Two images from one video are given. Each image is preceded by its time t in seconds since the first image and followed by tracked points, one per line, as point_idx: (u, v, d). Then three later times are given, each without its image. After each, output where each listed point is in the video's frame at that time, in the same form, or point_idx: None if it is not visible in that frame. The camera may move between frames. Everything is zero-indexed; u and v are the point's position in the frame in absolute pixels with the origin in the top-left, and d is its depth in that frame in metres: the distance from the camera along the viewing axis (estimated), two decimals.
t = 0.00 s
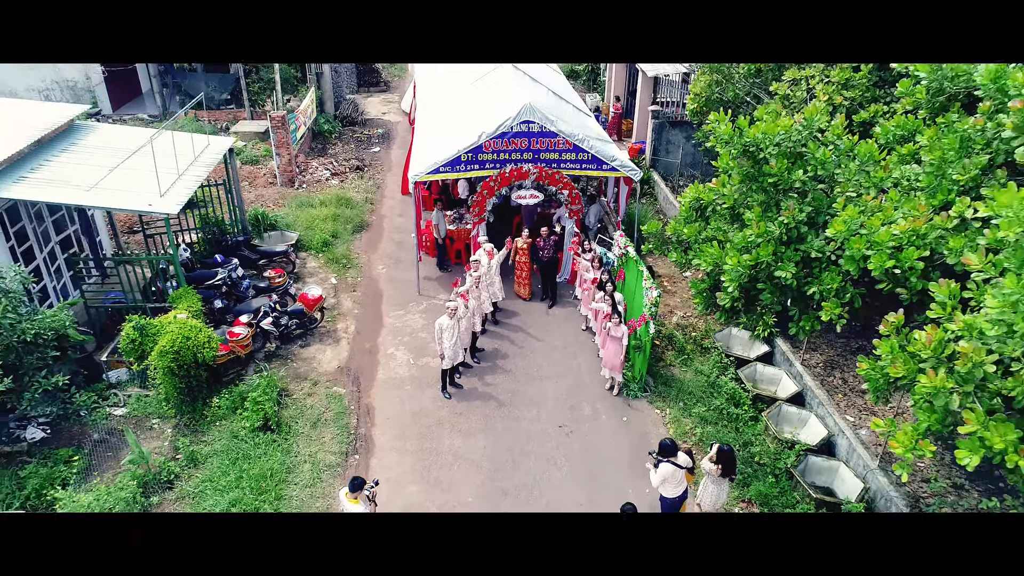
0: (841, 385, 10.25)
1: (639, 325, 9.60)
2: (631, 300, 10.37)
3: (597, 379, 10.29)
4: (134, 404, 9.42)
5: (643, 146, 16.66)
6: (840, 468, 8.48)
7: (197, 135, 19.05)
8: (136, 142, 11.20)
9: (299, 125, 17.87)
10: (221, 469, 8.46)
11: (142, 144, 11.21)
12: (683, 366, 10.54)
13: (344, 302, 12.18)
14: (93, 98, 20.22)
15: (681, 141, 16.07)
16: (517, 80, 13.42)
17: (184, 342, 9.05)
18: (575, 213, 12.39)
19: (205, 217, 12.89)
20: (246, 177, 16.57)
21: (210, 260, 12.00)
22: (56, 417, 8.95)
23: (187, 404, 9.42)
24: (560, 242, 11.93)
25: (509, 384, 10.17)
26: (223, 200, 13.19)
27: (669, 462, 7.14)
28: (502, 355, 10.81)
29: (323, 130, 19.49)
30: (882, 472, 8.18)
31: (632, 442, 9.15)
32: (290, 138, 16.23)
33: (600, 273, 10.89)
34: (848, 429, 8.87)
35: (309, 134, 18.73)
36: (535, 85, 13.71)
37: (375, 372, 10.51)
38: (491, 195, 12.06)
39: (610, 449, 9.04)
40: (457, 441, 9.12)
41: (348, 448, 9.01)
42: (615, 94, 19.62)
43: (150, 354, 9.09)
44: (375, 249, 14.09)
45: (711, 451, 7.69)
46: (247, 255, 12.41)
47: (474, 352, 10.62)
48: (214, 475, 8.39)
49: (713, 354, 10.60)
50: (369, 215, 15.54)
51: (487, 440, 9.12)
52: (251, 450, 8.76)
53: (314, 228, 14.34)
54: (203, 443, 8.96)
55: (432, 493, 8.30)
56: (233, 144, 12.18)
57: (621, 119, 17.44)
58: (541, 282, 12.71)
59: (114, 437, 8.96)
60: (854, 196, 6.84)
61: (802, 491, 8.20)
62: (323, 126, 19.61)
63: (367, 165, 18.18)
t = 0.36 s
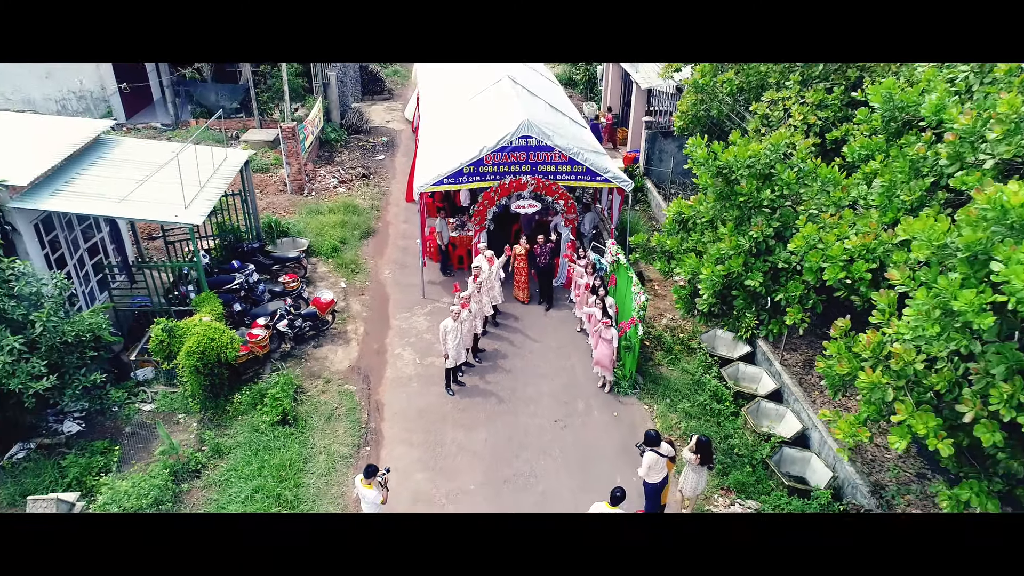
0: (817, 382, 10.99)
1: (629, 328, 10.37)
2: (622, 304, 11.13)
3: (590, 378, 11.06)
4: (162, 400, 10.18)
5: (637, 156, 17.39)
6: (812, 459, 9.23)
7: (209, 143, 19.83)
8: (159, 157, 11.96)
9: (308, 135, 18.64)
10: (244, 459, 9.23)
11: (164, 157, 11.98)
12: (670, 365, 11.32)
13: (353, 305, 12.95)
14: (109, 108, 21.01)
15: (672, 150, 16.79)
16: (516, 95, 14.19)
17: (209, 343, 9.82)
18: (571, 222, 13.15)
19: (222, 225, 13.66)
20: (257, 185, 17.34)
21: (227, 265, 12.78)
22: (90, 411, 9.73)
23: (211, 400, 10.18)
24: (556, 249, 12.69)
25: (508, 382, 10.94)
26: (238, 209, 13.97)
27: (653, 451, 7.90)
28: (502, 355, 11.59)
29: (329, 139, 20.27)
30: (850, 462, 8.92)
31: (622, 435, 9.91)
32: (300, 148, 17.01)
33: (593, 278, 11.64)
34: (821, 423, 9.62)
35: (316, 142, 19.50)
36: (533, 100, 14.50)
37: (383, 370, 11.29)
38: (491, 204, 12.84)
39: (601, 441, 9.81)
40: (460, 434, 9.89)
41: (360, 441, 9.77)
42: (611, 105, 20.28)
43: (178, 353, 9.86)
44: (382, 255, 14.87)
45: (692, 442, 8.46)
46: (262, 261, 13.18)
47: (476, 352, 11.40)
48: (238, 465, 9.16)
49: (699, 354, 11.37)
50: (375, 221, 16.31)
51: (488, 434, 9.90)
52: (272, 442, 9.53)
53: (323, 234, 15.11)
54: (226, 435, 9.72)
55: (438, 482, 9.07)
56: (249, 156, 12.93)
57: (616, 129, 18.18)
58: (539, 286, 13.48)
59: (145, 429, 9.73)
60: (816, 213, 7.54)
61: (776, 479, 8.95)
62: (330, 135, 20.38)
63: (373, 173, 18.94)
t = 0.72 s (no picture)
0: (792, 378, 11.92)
1: (618, 327, 11.32)
2: (613, 305, 12.07)
3: (582, 374, 12.01)
4: (191, 393, 11.13)
5: (630, 164, 18.34)
6: (784, 446, 9.99)
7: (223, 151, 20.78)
8: (184, 170, 12.89)
9: (317, 144, 19.59)
10: (268, 447, 10.17)
11: (188, 170, 12.93)
12: (657, 362, 12.27)
13: (363, 306, 13.89)
14: (126, 117, 21.98)
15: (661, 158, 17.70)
16: (515, 110, 15.13)
17: (234, 341, 10.75)
18: (565, 229, 14.09)
19: (240, 231, 14.60)
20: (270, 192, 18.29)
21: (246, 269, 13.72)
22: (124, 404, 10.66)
23: (234, 394, 11.12)
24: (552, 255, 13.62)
25: (507, 378, 11.88)
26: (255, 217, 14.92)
27: (636, 438, 8.82)
28: (501, 353, 12.54)
29: (337, 147, 21.22)
30: (817, 449, 9.84)
31: (611, 426, 10.86)
32: (310, 157, 17.96)
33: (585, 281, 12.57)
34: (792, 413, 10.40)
35: (325, 151, 20.44)
36: (530, 114, 15.45)
37: (392, 366, 12.23)
38: (491, 212, 13.78)
39: (592, 431, 10.76)
40: (464, 425, 10.83)
41: (372, 430, 10.72)
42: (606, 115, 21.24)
43: (206, 351, 10.80)
44: (389, 259, 15.82)
45: (672, 431, 9.40)
46: (278, 265, 14.13)
47: (477, 350, 12.34)
48: (262, 452, 10.10)
49: (683, 352, 12.32)
50: (382, 226, 17.26)
51: (489, 424, 10.85)
52: (292, 431, 10.47)
53: (334, 239, 16.05)
54: (250, 425, 10.67)
55: (443, 467, 10.01)
56: (266, 167, 13.87)
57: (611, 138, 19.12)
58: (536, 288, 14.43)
59: (175, 420, 10.67)
60: (779, 225, 8.48)
61: (750, 465, 9.90)
62: (337, 143, 21.32)
63: (379, 180, 19.89)
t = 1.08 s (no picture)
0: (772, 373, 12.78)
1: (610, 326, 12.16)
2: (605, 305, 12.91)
3: (577, 369, 12.86)
4: (213, 387, 11.96)
5: (624, 170, 19.18)
6: (762, 436, 10.83)
7: (233, 157, 21.61)
8: (204, 178, 13.73)
9: (325, 150, 20.43)
10: (286, 436, 11.01)
11: (207, 178, 13.76)
12: (647, 359, 13.12)
13: (371, 307, 14.73)
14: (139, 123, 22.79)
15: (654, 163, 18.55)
16: (514, 120, 15.97)
17: (254, 339, 11.59)
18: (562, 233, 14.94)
19: (254, 236, 15.44)
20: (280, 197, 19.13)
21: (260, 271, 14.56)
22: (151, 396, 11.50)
23: (253, 388, 11.97)
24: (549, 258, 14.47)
25: (507, 374, 12.73)
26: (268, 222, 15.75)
27: (625, 426, 9.67)
28: (501, 350, 13.38)
29: (343, 153, 22.05)
30: (792, 437, 10.68)
31: (603, 418, 11.70)
32: (319, 164, 18.80)
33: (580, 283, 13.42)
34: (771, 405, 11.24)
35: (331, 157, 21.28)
36: (529, 124, 16.29)
37: (399, 363, 13.07)
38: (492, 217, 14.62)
39: (586, 422, 11.61)
40: (466, 417, 11.67)
41: (382, 421, 11.55)
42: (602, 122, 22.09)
43: (228, 348, 11.64)
44: (394, 261, 16.66)
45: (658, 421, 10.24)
46: (291, 268, 14.98)
47: (478, 347, 13.18)
48: (281, 441, 10.94)
49: (672, 349, 13.18)
50: (387, 230, 18.10)
51: (490, 416, 11.70)
52: (308, 422, 11.31)
53: (342, 243, 16.89)
54: (269, 416, 11.51)
55: (448, 455, 10.85)
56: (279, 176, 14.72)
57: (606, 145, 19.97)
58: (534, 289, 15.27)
59: (199, 412, 11.50)
60: (753, 233, 9.32)
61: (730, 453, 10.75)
62: (344, 149, 22.16)
63: (384, 185, 20.73)
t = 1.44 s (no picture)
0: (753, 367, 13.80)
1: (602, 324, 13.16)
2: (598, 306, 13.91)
3: (572, 364, 13.87)
4: (236, 379, 12.97)
5: (619, 177, 20.20)
6: (741, 424, 11.79)
7: (246, 163, 22.62)
8: (225, 186, 14.74)
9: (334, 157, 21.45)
10: (304, 424, 12.03)
11: (228, 186, 14.78)
12: (636, 354, 14.12)
13: (380, 306, 15.74)
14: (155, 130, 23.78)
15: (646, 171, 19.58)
16: (514, 131, 16.98)
17: (274, 335, 12.60)
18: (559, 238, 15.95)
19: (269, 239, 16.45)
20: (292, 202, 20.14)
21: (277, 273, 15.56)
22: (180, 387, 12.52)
23: (273, 380, 12.98)
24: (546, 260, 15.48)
25: (507, 368, 13.73)
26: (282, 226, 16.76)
27: (614, 414, 10.66)
28: (502, 346, 14.39)
29: (351, 159, 23.06)
30: (768, 425, 11.67)
31: (596, 408, 12.72)
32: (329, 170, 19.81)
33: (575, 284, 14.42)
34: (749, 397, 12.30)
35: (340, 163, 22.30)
36: (528, 134, 17.31)
37: (407, 358, 14.08)
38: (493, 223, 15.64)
39: (580, 411, 12.62)
40: (469, 407, 12.67)
41: (392, 411, 12.56)
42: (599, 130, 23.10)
43: (250, 343, 12.65)
44: (401, 263, 17.66)
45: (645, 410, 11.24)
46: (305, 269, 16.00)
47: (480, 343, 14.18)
48: (299, 428, 11.95)
49: (660, 345, 14.18)
50: (394, 234, 19.11)
51: (492, 406, 12.71)
52: (324, 411, 12.32)
53: (351, 246, 17.89)
54: (288, 406, 12.52)
55: (452, 441, 11.86)
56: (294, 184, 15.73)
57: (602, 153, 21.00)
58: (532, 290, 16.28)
59: (223, 402, 12.51)
60: (728, 239, 10.34)
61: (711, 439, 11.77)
62: (351, 156, 23.18)
63: (390, 191, 21.74)
